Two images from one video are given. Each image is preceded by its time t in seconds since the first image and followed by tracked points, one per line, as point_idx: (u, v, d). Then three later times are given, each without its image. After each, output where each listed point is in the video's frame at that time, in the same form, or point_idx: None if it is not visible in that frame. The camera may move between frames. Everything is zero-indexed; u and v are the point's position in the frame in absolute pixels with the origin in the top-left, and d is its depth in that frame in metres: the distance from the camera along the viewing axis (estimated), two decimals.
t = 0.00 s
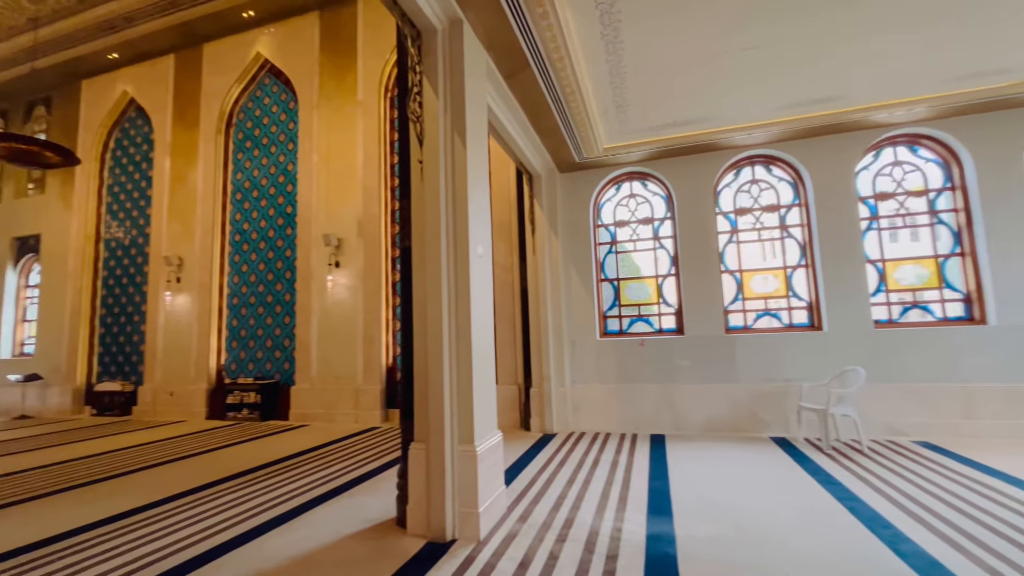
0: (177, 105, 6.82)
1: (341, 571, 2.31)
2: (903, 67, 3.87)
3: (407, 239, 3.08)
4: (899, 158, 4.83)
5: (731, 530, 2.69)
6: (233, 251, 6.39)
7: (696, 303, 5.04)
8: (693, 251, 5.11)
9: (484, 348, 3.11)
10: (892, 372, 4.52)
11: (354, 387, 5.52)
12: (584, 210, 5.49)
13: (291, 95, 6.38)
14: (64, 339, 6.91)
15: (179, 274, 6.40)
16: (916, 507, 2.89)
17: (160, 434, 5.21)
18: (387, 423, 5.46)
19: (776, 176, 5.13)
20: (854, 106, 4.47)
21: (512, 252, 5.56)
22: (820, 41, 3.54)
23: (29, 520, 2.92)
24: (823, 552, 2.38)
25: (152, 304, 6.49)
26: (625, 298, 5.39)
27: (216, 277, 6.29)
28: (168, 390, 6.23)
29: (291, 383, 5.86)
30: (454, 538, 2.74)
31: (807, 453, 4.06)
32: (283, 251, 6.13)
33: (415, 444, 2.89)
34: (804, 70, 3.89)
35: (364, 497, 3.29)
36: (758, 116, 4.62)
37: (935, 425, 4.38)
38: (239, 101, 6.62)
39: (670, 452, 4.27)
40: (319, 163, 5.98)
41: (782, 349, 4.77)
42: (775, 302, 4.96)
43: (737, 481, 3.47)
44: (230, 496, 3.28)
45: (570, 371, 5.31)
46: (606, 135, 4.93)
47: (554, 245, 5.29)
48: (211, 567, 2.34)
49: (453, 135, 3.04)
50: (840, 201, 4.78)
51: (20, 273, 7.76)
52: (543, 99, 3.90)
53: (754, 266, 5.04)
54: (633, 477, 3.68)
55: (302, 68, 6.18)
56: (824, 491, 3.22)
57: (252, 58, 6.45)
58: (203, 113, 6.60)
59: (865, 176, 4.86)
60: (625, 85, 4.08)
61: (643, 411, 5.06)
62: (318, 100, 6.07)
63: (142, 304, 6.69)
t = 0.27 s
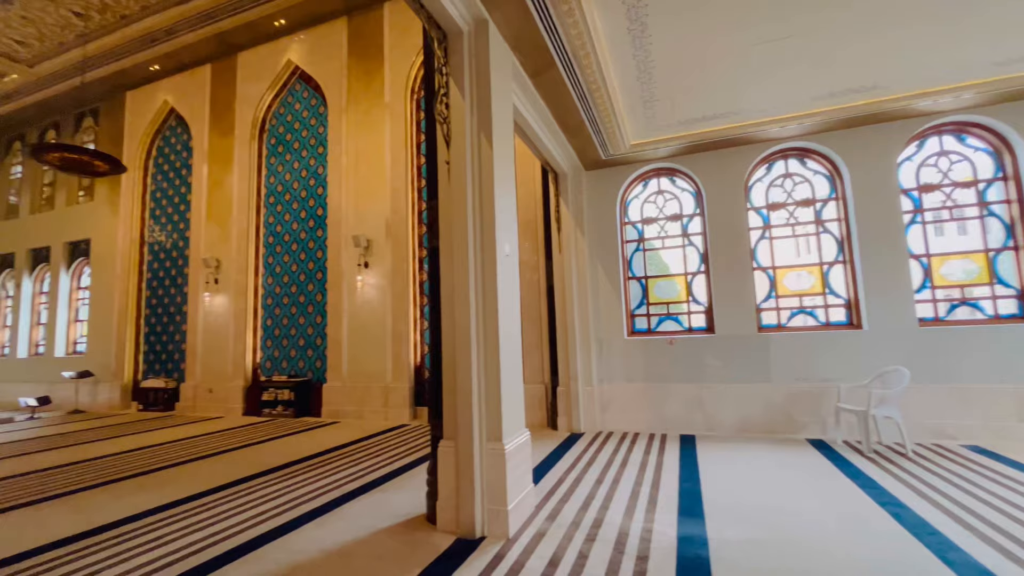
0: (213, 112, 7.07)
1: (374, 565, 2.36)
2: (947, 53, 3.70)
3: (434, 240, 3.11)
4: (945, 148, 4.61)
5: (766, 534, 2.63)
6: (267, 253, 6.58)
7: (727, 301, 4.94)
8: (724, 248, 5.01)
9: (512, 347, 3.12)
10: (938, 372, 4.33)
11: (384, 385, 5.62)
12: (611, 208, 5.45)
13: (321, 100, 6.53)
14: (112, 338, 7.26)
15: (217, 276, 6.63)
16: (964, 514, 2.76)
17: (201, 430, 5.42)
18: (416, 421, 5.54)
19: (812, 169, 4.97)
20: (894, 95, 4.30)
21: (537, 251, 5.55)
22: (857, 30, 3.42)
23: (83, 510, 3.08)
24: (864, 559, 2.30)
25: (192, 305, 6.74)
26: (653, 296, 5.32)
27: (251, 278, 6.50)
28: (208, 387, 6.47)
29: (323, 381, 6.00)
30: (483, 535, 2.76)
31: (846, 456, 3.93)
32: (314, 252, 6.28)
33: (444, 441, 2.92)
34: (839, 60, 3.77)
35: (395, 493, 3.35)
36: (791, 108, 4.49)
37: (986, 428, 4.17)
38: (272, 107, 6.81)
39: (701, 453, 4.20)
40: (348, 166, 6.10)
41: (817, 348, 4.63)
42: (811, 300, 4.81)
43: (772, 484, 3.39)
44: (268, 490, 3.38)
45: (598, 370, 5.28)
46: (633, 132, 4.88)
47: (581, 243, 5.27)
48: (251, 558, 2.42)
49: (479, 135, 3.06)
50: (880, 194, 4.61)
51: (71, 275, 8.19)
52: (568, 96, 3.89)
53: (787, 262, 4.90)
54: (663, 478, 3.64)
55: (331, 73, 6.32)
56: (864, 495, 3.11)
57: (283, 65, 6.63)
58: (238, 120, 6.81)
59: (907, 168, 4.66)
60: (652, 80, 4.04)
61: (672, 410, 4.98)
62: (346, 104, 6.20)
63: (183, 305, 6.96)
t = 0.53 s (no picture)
0: (243, 118, 7.27)
1: (403, 560, 2.40)
2: (991, 39, 3.54)
3: (458, 239, 3.13)
4: (989, 138, 4.40)
5: (800, 538, 2.56)
6: (296, 254, 6.73)
7: (756, 299, 4.83)
8: (752, 245, 4.90)
9: (536, 345, 3.12)
10: (983, 372, 4.14)
11: (409, 383, 5.69)
12: (635, 205, 5.39)
13: (346, 103, 6.64)
14: (151, 337, 7.54)
15: (249, 277, 6.82)
16: (1012, 521, 2.64)
17: (236, 426, 5.59)
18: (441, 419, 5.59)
19: (845, 162, 4.82)
20: (933, 84, 4.14)
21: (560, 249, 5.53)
22: (893, 17, 3.30)
23: (126, 501, 3.21)
24: (904, 566, 2.22)
25: (225, 305, 6.95)
26: (679, 295, 5.25)
27: (281, 279, 6.66)
28: (241, 385, 6.66)
29: (350, 379, 6.12)
30: (509, 533, 2.77)
31: (884, 459, 3.80)
32: (341, 253, 6.40)
33: (470, 439, 2.94)
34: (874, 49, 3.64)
35: (422, 490, 3.39)
36: (822, 100, 4.37)
37: None
38: (299, 111, 6.95)
39: (730, 454, 4.12)
40: (373, 168, 6.19)
41: (852, 347, 4.49)
42: (845, 297, 4.67)
43: (805, 487, 3.30)
44: (298, 487, 3.46)
45: (623, 369, 5.24)
46: (657, 128, 4.82)
47: (605, 241, 5.23)
48: (285, 551, 2.49)
49: (503, 134, 3.06)
50: (919, 188, 4.43)
51: (113, 276, 8.54)
52: (591, 93, 3.86)
53: (820, 259, 4.76)
54: (691, 478, 3.58)
55: (356, 77, 6.42)
56: (903, 500, 3.01)
57: (310, 70, 6.76)
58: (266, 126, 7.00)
59: (949, 159, 4.47)
60: (677, 75, 3.98)
61: (700, 410, 4.91)
62: (371, 106, 6.29)
63: (217, 305, 7.18)
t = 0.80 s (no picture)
0: (269, 122, 7.43)
1: (427, 556, 2.42)
2: None
3: (480, 239, 3.15)
4: None
5: (830, 542, 2.50)
6: (321, 255, 6.85)
7: (783, 298, 4.73)
8: (780, 242, 4.79)
9: (559, 344, 3.11)
10: None
11: (432, 381, 5.74)
12: (658, 203, 5.33)
13: (368, 106, 6.73)
14: (184, 337, 7.78)
15: (276, 277, 6.97)
16: None
17: (265, 423, 5.73)
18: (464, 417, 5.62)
19: (878, 155, 4.67)
20: (970, 73, 3.98)
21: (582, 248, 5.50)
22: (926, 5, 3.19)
23: (162, 495, 3.33)
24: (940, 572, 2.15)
25: (254, 305, 7.12)
26: (703, 293, 5.17)
27: (306, 279, 6.79)
28: (269, 383, 6.82)
29: (374, 377, 6.20)
30: (532, 531, 2.78)
31: (920, 463, 3.67)
32: (364, 253, 6.49)
33: (493, 438, 2.95)
34: (906, 38, 3.53)
35: (445, 488, 3.42)
36: (852, 92, 4.25)
37: None
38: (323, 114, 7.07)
39: (756, 455, 4.04)
40: (395, 170, 6.26)
41: (885, 346, 4.35)
42: (877, 295, 4.52)
43: (835, 490, 3.22)
44: (324, 482, 3.53)
45: (646, 368, 5.19)
46: (680, 124, 4.75)
47: (626, 239, 5.19)
48: (313, 545, 2.54)
49: (523, 133, 3.07)
50: (956, 181, 4.27)
51: (148, 278, 8.84)
52: (612, 90, 3.83)
53: (850, 255, 4.63)
54: (717, 479, 3.53)
55: (378, 80, 6.50)
56: (940, 505, 2.91)
57: (333, 74, 6.87)
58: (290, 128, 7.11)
59: (989, 150, 4.29)
60: (700, 70, 3.92)
61: (725, 410, 4.82)
62: (393, 108, 6.36)
63: (245, 305, 7.36)
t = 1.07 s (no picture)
0: (291, 126, 7.56)
1: (448, 553, 2.45)
2: None
3: (498, 239, 3.15)
4: None
5: (858, 547, 2.44)
6: (341, 256, 6.95)
7: (809, 296, 4.63)
8: (804, 239, 4.69)
9: (578, 343, 3.10)
10: None
11: (451, 380, 5.77)
12: (678, 201, 5.27)
13: (387, 108, 6.80)
14: (211, 336, 7.97)
15: (298, 278, 7.10)
16: None
17: (289, 420, 5.84)
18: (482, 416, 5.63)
19: (908, 148, 4.53)
20: (1005, 61, 3.83)
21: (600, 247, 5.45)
22: None
23: (190, 490, 3.42)
24: None
25: (277, 305, 7.26)
26: (724, 291, 5.10)
27: (327, 279, 6.90)
28: (292, 381, 6.95)
29: (394, 376, 6.26)
30: (553, 531, 2.77)
31: (954, 467, 3.55)
32: (383, 254, 6.56)
33: (512, 437, 2.95)
34: (936, 27, 3.42)
35: (465, 486, 3.43)
36: (880, 84, 4.13)
37: None
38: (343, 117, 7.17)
39: (781, 457, 3.97)
40: (413, 171, 6.31)
41: (916, 346, 4.22)
42: (908, 293, 4.39)
43: (864, 493, 3.13)
44: (346, 479, 3.58)
45: (666, 368, 5.13)
46: (700, 120, 4.69)
47: (646, 237, 5.15)
48: (337, 541, 2.58)
49: (541, 132, 3.06)
50: (992, 174, 4.12)
51: (177, 279, 9.09)
52: (631, 88, 3.79)
53: (878, 252, 4.51)
54: (740, 481, 3.47)
55: (396, 82, 6.56)
56: (976, 511, 2.80)
57: (352, 77, 6.96)
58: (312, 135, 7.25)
59: None
60: (720, 64, 3.87)
61: (748, 411, 4.74)
62: (411, 110, 6.41)
63: (269, 305, 7.51)
